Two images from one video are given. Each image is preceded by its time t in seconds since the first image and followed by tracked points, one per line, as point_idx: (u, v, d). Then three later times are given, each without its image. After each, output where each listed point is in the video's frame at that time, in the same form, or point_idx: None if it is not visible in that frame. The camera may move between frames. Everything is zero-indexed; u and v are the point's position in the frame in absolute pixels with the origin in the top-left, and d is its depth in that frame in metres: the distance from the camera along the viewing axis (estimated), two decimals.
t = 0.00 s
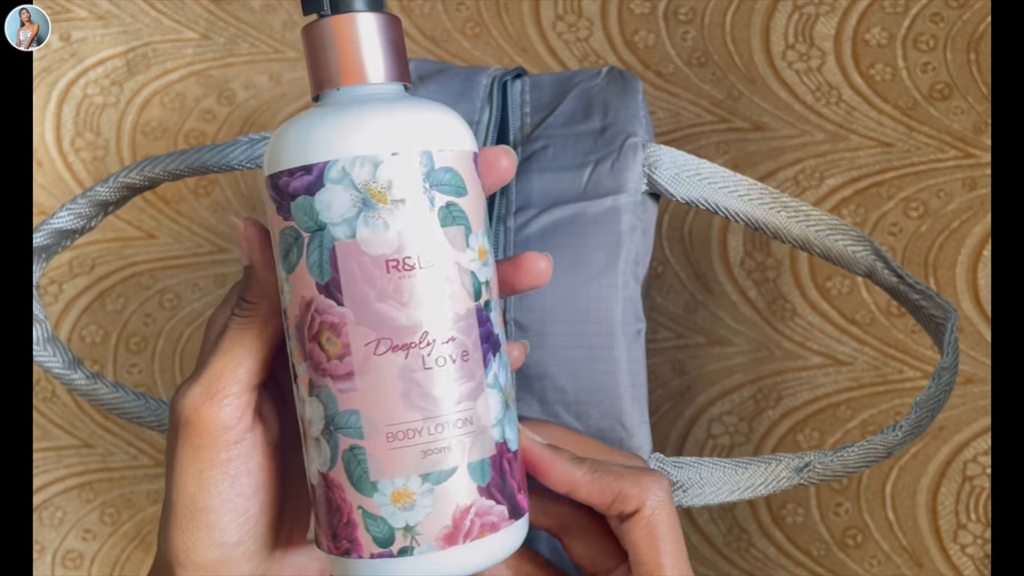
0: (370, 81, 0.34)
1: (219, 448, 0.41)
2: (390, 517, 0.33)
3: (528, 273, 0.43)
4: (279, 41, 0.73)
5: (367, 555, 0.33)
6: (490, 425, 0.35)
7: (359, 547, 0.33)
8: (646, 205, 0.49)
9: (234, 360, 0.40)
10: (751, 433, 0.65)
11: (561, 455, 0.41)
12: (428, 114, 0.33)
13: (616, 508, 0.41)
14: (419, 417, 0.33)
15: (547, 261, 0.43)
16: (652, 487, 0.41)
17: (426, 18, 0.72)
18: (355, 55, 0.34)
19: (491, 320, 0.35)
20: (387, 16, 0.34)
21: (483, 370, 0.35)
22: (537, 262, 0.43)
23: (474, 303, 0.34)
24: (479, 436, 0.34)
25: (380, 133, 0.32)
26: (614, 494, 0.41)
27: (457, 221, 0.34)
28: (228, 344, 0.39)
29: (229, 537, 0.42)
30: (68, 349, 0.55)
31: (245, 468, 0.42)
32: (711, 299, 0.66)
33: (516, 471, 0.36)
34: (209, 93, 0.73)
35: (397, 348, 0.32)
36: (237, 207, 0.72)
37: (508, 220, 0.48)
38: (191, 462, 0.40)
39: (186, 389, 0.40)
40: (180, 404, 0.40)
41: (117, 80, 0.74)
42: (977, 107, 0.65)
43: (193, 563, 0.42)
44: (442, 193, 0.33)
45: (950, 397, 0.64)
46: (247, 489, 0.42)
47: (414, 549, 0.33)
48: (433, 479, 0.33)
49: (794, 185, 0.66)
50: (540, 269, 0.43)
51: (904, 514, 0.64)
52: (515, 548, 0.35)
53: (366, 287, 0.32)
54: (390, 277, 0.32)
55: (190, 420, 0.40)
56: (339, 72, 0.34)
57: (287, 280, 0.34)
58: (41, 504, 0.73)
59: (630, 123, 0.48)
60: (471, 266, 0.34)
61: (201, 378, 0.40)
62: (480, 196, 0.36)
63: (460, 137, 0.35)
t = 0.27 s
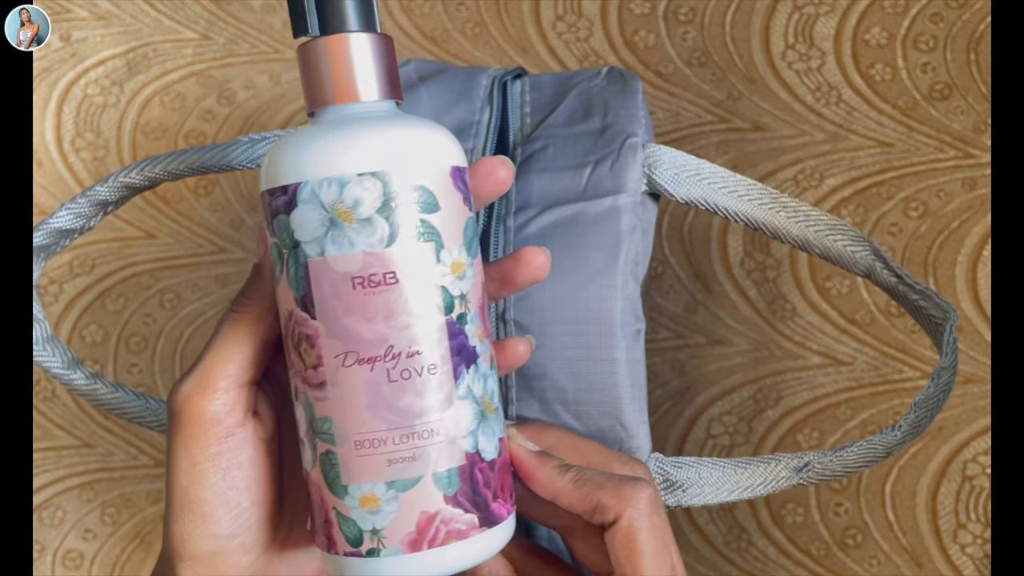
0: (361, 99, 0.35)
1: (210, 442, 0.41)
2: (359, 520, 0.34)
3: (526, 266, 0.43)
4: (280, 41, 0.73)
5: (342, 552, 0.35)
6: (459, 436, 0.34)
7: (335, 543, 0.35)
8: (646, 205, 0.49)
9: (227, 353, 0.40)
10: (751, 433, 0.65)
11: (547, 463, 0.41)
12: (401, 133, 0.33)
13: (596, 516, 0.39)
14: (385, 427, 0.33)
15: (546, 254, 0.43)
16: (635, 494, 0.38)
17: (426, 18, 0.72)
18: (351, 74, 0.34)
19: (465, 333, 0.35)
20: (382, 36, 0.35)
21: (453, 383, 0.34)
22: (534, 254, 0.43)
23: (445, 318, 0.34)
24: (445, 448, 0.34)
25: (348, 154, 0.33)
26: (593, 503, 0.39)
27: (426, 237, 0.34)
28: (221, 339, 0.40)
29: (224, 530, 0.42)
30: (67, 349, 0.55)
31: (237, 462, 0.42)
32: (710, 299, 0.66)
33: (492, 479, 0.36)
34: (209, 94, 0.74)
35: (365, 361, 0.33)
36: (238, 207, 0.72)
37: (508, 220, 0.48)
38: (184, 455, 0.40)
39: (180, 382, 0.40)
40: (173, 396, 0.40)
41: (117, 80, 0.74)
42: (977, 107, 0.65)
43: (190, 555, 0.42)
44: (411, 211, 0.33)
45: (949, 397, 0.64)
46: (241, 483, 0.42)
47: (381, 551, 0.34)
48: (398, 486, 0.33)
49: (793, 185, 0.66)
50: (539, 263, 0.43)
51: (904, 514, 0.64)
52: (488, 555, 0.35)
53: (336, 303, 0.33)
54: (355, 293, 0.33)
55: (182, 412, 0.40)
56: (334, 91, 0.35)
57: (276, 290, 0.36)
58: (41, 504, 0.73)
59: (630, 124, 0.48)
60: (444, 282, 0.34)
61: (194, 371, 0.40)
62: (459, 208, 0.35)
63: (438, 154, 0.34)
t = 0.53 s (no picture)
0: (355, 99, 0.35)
1: (206, 433, 0.41)
2: (335, 517, 0.34)
3: (524, 264, 0.43)
4: (280, 42, 0.74)
5: (322, 547, 0.35)
6: (436, 439, 0.34)
7: (316, 538, 0.36)
8: (645, 205, 0.49)
9: (226, 344, 0.40)
10: (751, 433, 0.65)
11: (534, 468, 0.41)
12: (384, 134, 0.33)
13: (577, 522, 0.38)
14: (360, 427, 0.33)
15: (543, 253, 0.43)
16: (618, 503, 0.37)
17: (425, 18, 0.72)
18: (349, 75, 0.34)
19: (447, 335, 0.35)
20: (380, 37, 0.35)
21: (432, 386, 0.34)
22: (532, 253, 0.43)
23: (426, 320, 0.34)
24: (421, 450, 0.34)
25: (330, 155, 0.33)
26: (576, 510, 0.38)
27: (406, 239, 0.34)
28: (221, 331, 0.40)
29: (217, 521, 0.42)
30: (67, 349, 0.55)
31: (233, 455, 0.42)
32: (710, 299, 0.66)
33: (472, 484, 0.35)
34: (209, 94, 0.74)
35: (341, 361, 0.33)
36: (238, 207, 0.72)
37: (507, 220, 0.48)
38: (180, 445, 0.41)
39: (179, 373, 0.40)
40: (172, 387, 0.40)
41: (118, 80, 0.74)
42: (976, 107, 0.65)
43: (183, 545, 0.42)
44: (389, 215, 0.33)
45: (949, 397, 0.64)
46: (235, 475, 0.42)
47: (356, 549, 0.34)
48: (371, 486, 0.34)
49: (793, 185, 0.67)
50: (536, 261, 0.43)
51: (904, 514, 0.64)
52: (465, 558, 0.35)
53: (316, 303, 0.34)
54: (334, 293, 0.33)
55: (179, 402, 0.40)
56: (332, 92, 0.35)
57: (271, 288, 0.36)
58: (41, 504, 0.73)
59: (629, 124, 0.48)
60: (425, 285, 0.34)
61: (194, 362, 0.40)
62: (444, 211, 0.35)
63: (422, 156, 0.34)
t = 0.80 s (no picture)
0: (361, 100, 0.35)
1: (211, 430, 0.41)
2: (326, 519, 0.34)
3: (525, 282, 0.43)
4: (280, 42, 0.74)
5: (313, 549, 0.35)
6: (429, 445, 0.34)
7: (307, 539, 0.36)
8: (645, 205, 0.49)
9: (230, 339, 0.40)
10: (751, 433, 0.65)
11: (531, 473, 0.40)
12: (384, 137, 0.33)
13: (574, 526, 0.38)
14: (353, 431, 0.33)
15: (544, 270, 0.43)
16: (615, 508, 0.37)
17: (425, 18, 0.72)
18: (356, 75, 0.34)
19: (443, 341, 0.35)
20: (387, 37, 0.35)
21: (426, 391, 0.34)
22: (533, 271, 0.43)
23: (422, 325, 0.34)
24: (414, 456, 0.34)
25: (329, 157, 0.33)
26: (572, 515, 0.38)
27: (403, 244, 0.33)
28: (224, 329, 0.41)
29: (224, 519, 0.42)
30: (63, 349, 0.55)
31: (238, 452, 0.42)
32: (710, 299, 0.66)
33: (463, 490, 0.35)
34: (209, 94, 0.74)
35: (336, 364, 0.33)
36: (238, 207, 0.72)
37: (507, 220, 0.48)
38: (186, 442, 0.41)
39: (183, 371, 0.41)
40: (176, 385, 0.41)
41: (118, 80, 0.74)
42: (976, 107, 0.65)
43: (191, 543, 0.42)
44: (385, 219, 0.33)
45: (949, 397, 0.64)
46: (241, 473, 0.42)
47: (345, 552, 0.34)
48: (362, 490, 0.34)
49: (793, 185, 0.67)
50: (538, 278, 0.43)
51: (904, 514, 0.64)
52: (457, 564, 0.35)
53: (312, 304, 0.34)
54: (330, 296, 0.33)
55: (183, 399, 0.40)
56: (337, 92, 0.35)
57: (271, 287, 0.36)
58: (41, 504, 0.73)
59: (629, 124, 0.48)
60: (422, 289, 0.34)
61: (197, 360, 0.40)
62: (443, 214, 0.35)
63: (422, 160, 0.34)
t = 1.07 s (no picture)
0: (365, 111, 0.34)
1: (213, 439, 0.41)
2: (340, 530, 0.34)
3: (527, 287, 0.43)
4: (280, 42, 0.74)
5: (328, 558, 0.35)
6: (441, 456, 0.34)
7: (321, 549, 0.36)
8: (644, 205, 0.49)
9: (232, 351, 0.40)
10: (751, 433, 0.65)
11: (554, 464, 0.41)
12: (389, 150, 0.33)
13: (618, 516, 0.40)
14: (366, 444, 0.33)
15: (546, 275, 0.43)
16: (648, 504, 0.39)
17: (425, 18, 0.72)
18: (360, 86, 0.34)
19: (454, 353, 0.35)
20: (389, 48, 0.35)
21: (437, 403, 0.34)
22: (535, 276, 0.43)
23: (432, 338, 0.34)
24: (426, 467, 0.34)
25: (335, 171, 0.33)
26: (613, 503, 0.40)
27: (412, 258, 0.33)
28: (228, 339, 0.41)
29: (228, 527, 0.42)
30: (63, 350, 0.55)
31: (240, 461, 0.42)
32: (710, 300, 0.66)
33: (476, 499, 0.35)
34: (209, 94, 0.74)
35: (348, 378, 0.33)
36: (238, 207, 0.72)
37: (506, 220, 0.48)
38: (188, 451, 0.41)
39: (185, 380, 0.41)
40: (178, 394, 0.41)
41: (118, 80, 0.74)
42: (976, 107, 0.65)
43: (196, 551, 0.42)
44: (395, 232, 0.33)
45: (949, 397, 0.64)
46: (244, 482, 0.42)
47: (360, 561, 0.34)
48: (376, 502, 0.34)
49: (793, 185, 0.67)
50: (539, 285, 0.43)
51: (904, 514, 0.64)
52: (468, 571, 0.35)
53: (322, 319, 0.33)
54: (340, 310, 0.33)
55: (185, 408, 0.40)
56: (341, 104, 0.34)
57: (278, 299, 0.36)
58: (41, 504, 0.73)
59: (629, 124, 0.48)
60: (433, 301, 0.34)
61: (200, 369, 0.40)
62: (452, 226, 0.35)
63: (428, 171, 0.34)
